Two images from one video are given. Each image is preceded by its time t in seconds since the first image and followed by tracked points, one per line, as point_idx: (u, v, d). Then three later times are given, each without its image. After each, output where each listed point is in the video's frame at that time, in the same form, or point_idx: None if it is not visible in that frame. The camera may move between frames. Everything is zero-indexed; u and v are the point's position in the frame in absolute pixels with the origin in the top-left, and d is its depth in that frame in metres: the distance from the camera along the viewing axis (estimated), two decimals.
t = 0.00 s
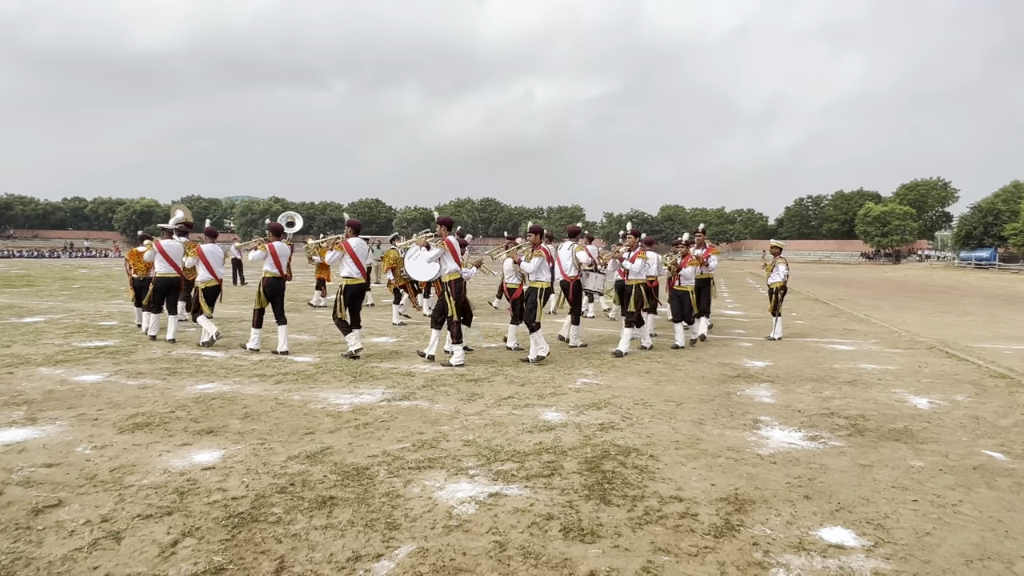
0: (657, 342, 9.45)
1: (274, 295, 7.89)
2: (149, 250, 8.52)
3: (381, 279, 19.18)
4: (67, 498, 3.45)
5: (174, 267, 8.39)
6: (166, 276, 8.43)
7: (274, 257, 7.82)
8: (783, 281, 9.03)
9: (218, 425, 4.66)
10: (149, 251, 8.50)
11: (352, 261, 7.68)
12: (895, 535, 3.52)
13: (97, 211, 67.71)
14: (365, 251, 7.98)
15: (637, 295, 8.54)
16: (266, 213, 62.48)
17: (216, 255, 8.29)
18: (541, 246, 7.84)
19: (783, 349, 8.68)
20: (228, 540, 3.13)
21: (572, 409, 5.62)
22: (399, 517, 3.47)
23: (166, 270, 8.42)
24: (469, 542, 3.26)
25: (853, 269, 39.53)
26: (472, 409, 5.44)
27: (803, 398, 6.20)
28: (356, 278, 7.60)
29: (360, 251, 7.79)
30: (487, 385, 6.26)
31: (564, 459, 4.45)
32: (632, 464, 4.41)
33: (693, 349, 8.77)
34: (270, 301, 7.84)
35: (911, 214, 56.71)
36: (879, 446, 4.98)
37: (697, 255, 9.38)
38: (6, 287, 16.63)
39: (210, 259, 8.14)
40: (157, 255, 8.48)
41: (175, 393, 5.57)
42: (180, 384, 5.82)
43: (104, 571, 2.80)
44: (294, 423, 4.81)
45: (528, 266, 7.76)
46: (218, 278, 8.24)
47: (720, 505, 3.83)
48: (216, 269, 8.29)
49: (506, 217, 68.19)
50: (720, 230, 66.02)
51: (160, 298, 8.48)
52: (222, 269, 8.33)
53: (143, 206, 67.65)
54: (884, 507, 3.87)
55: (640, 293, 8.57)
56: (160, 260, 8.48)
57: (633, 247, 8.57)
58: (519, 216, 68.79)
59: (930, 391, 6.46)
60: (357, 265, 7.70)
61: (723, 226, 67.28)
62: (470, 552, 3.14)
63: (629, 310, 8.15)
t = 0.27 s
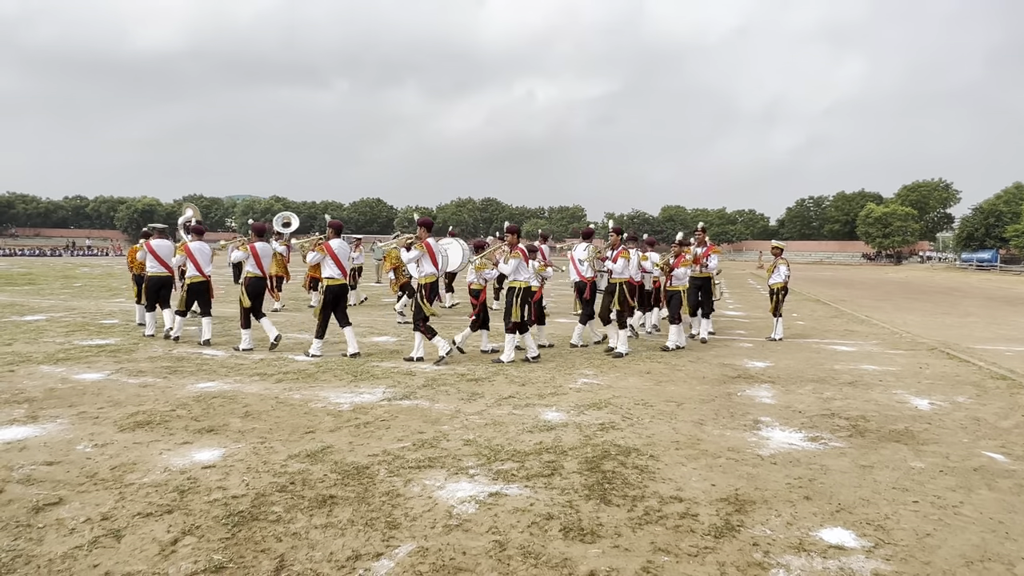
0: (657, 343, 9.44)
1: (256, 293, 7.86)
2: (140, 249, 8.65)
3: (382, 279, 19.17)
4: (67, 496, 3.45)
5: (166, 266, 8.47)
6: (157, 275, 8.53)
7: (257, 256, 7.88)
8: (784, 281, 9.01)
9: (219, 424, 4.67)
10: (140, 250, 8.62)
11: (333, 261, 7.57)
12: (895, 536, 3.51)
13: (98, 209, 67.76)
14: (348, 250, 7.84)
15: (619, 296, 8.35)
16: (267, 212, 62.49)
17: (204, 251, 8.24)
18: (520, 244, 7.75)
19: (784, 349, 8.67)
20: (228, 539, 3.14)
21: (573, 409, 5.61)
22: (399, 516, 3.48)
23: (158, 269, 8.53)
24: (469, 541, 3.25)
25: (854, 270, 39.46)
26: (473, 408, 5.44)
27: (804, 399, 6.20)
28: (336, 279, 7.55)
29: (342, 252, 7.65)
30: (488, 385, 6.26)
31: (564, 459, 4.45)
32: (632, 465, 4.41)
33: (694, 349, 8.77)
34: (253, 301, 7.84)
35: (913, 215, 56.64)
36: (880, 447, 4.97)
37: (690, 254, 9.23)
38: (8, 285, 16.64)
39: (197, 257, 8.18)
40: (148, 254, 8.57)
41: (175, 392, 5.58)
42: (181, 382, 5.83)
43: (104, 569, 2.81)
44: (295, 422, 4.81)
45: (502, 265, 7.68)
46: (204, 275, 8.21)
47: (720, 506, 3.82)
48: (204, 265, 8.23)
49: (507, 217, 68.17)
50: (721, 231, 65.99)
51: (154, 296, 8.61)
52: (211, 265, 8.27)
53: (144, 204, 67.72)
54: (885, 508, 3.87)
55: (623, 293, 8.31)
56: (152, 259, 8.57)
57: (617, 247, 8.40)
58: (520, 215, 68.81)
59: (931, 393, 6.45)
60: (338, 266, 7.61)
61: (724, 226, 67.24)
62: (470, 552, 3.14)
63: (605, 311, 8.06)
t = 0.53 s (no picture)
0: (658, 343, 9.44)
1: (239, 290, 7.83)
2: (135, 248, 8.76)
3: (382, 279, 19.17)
4: (67, 495, 3.45)
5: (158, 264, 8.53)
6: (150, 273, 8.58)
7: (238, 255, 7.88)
8: (784, 282, 9.02)
9: (219, 423, 4.67)
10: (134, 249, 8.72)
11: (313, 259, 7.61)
12: (894, 537, 3.51)
13: (98, 208, 67.76)
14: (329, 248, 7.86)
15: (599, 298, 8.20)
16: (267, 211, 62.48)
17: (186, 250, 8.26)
18: (496, 242, 7.76)
19: (784, 350, 8.67)
20: (228, 538, 3.14)
21: (573, 409, 5.61)
22: (399, 516, 3.48)
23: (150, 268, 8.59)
24: (469, 541, 3.25)
25: (854, 271, 39.44)
26: (473, 408, 5.44)
27: (804, 400, 6.20)
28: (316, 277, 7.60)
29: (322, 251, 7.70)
30: (488, 385, 6.26)
31: (564, 459, 4.45)
32: (632, 465, 4.41)
33: (694, 350, 8.77)
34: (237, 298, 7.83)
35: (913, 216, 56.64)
36: (880, 448, 4.98)
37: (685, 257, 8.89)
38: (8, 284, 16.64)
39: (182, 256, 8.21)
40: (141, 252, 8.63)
41: (175, 391, 5.58)
42: (181, 381, 5.83)
43: (104, 568, 2.81)
44: (295, 422, 4.81)
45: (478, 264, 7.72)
46: (189, 272, 8.27)
47: (720, 506, 3.83)
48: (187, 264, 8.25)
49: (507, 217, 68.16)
50: (722, 231, 65.99)
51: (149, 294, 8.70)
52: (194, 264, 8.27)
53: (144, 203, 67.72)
54: (884, 509, 3.87)
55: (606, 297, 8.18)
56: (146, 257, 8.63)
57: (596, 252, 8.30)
58: (521, 215, 68.81)
59: (930, 394, 6.45)
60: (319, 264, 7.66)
61: (725, 227, 67.24)
62: (470, 552, 3.14)
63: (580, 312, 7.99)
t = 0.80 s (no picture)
0: (658, 345, 9.44)
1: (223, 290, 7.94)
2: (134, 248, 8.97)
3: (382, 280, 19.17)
4: (67, 495, 3.45)
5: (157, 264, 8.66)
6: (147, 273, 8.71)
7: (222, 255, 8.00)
8: (784, 284, 9.02)
9: (219, 424, 4.67)
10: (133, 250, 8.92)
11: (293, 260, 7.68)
12: (894, 539, 3.51)
13: (98, 209, 67.78)
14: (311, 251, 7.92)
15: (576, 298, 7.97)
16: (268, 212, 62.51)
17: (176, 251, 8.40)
18: (476, 245, 7.81)
19: (784, 352, 8.67)
20: (227, 539, 3.13)
21: (573, 410, 5.62)
22: (399, 517, 3.48)
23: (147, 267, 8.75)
24: (468, 543, 3.25)
25: (854, 273, 39.45)
26: (473, 410, 5.44)
27: (804, 402, 6.20)
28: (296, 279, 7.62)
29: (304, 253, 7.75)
30: (487, 387, 6.26)
31: (564, 460, 4.45)
32: (632, 466, 4.41)
33: (694, 352, 8.77)
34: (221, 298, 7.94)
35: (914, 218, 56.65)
36: (880, 450, 4.98)
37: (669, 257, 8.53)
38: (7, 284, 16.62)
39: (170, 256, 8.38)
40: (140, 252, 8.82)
41: (175, 392, 5.58)
42: (180, 382, 5.83)
43: (104, 568, 2.80)
44: (295, 422, 4.81)
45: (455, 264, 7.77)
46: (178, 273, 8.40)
47: (720, 508, 3.82)
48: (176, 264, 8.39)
49: (508, 218, 68.17)
50: (722, 233, 66.03)
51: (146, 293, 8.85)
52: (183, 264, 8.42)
53: (145, 204, 67.73)
54: (884, 511, 3.87)
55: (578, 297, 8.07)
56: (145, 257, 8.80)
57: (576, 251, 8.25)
58: (521, 217, 68.85)
59: (931, 396, 6.45)
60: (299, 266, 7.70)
61: (725, 228, 67.28)
62: (470, 553, 3.14)
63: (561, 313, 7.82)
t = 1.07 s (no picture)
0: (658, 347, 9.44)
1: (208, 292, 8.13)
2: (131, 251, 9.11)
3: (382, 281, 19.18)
4: (67, 497, 3.45)
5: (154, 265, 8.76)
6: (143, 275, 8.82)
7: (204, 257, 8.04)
8: (784, 286, 9.01)
9: (218, 425, 4.67)
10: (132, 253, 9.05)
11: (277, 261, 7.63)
12: (893, 541, 3.51)
13: (98, 210, 67.81)
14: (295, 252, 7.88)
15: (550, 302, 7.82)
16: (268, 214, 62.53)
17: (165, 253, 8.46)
18: (460, 244, 7.65)
19: (784, 354, 8.67)
20: (227, 540, 3.13)
21: (572, 412, 5.62)
22: (398, 519, 3.47)
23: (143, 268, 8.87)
24: (468, 545, 3.25)
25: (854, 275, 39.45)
26: (473, 411, 5.45)
27: (804, 404, 6.20)
28: (279, 280, 7.65)
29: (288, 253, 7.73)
30: (487, 388, 6.26)
31: (564, 462, 4.45)
32: (632, 469, 4.41)
33: (694, 354, 8.77)
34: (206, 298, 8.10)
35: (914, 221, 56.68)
36: (879, 452, 4.98)
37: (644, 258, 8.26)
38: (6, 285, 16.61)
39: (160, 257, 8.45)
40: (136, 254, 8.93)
41: (174, 393, 5.58)
42: (180, 384, 5.83)
43: (103, 570, 2.80)
44: (294, 424, 4.81)
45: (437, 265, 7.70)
46: (167, 276, 8.33)
47: (719, 510, 3.82)
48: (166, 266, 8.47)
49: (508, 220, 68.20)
50: (722, 235, 66.06)
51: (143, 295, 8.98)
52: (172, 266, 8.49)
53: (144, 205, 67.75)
54: (884, 513, 3.86)
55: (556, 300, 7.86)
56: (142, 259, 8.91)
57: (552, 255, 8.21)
58: (521, 218, 68.87)
59: (930, 399, 6.45)
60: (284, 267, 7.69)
61: (725, 230, 67.33)
62: (469, 555, 3.14)
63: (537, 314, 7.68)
